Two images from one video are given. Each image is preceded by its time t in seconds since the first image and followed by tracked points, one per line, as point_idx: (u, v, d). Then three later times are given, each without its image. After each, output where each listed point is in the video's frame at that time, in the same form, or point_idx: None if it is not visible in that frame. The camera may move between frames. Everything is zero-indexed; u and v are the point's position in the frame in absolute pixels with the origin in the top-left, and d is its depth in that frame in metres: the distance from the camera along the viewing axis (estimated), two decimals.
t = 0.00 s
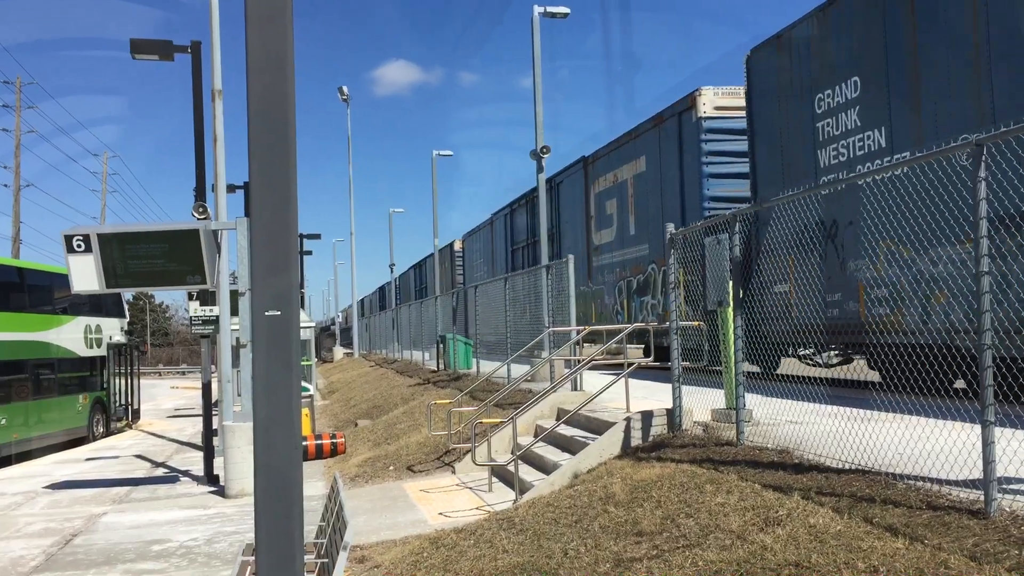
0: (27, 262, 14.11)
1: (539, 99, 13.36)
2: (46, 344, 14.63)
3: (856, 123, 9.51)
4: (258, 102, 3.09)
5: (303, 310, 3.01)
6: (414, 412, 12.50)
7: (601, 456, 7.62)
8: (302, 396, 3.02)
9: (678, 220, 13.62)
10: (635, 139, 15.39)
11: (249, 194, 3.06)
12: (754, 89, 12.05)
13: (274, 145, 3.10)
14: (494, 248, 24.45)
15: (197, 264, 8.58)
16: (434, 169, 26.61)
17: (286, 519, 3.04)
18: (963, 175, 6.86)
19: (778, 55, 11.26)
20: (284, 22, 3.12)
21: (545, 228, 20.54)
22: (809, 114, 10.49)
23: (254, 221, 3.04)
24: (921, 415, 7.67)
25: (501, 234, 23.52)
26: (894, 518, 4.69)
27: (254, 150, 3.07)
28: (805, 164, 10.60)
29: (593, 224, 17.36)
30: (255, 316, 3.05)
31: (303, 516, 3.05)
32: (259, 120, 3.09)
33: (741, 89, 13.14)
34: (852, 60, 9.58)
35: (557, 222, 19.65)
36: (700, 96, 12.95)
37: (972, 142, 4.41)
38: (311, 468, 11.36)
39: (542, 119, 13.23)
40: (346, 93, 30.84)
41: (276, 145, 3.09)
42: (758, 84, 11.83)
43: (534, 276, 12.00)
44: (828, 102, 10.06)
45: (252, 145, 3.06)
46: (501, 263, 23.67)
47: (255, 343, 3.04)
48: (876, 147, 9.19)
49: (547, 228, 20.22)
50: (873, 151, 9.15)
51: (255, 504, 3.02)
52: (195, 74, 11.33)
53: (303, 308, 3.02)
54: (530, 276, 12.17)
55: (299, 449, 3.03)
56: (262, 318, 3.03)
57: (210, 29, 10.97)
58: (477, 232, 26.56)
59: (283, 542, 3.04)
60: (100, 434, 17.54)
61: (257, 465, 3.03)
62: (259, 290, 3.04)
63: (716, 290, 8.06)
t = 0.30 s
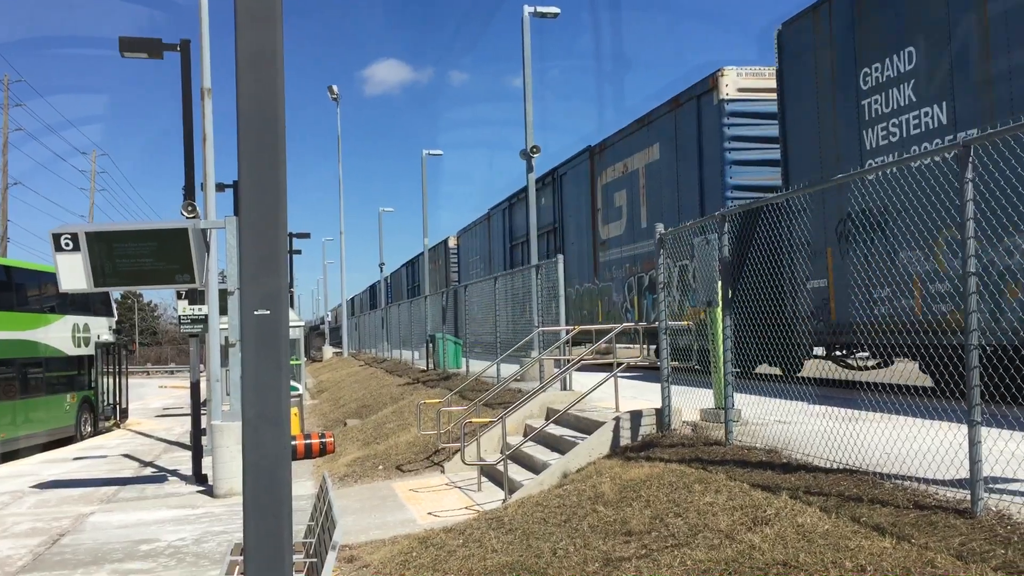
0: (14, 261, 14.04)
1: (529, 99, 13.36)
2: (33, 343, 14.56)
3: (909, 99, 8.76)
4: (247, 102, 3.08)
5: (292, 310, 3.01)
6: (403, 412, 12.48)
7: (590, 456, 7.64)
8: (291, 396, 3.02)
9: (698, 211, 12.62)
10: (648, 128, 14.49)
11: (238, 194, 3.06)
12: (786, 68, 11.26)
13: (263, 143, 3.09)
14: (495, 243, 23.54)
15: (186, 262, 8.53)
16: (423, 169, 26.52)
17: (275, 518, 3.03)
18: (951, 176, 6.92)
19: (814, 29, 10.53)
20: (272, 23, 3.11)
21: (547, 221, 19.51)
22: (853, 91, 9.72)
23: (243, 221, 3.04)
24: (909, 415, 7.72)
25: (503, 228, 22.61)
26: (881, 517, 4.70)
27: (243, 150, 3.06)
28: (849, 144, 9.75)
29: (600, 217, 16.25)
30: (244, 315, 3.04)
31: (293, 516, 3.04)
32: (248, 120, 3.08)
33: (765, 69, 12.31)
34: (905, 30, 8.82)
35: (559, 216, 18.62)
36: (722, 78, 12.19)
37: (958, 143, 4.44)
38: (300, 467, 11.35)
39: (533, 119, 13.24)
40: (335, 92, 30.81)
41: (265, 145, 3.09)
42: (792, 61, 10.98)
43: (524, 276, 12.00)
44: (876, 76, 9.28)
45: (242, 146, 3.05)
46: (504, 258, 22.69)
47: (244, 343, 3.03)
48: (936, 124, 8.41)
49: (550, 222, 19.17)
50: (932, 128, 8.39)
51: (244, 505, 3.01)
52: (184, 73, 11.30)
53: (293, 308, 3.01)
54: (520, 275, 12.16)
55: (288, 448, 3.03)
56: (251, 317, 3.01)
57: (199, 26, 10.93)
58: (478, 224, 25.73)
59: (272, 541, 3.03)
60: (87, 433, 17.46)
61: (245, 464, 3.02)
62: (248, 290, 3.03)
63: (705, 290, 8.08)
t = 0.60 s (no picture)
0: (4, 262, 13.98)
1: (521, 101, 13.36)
2: (22, 344, 14.50)
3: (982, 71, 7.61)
4: (238, 103, 3.07)
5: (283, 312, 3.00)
6: (394, 414, 12.47)
7: (581, 458, 7.64)
8: (281, 398, 3.01)
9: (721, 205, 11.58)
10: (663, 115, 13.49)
11: (228, 196, 3.05)
12: (826, 45, 10.22)
13: (254, 144, 3.09)
14: (498, 240, 22.59)
15: (176, 264, 8.62)
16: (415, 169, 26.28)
17: (265, 520, 3.02)
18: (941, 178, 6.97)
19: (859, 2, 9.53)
20: (264, 25, 3.11)
21: (552, 218, 18.54)
22: (913, 66, 8.62)
23: (233, 223, 3.03)
24: (898, 418, 7.74)
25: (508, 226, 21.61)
26: (871, 520, 4.72)
27: (235, 151, 3.05)
28: (907, 125, 8.72)
29: (611, 213, 15.16)
30: (234, 317, 3.03)
31: (282, 522, 3.03)
32: (240, 122, 3.07)
33: (798, 50, 11.30)
34: None
35: (565, 212, 17.59)
36: (751, 58, 11.08)
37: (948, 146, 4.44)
38: (290, 470, 11.32)
39: (525, 121, 13.25)
40: (328, 93, 30.76)
41: (256, 145, 3.08)
42: (835, 35, 9.95)
43: (516, 278, 11.98)
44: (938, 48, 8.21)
45: (232, 147, 3.05)
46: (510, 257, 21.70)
47: (234, 346, 3.02)
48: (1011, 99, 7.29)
49: (556, 218, 18.15)
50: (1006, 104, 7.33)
51: (233, 511, 3.00)
52: (175, 74, 11.27)
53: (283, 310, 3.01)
54: (512, 278, 12.13)
55: (278, 451, 3.02)
56: (241, 319, 3.01)
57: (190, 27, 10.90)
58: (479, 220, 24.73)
59: (262, 543, 3.02)
60: (77, 435, 17.37)
61: (235, 467, 3.01)
62: (238, 292, 3.02)
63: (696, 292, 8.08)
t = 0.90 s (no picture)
0: None
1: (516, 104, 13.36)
2: (17, 347, 14.48)
3: None
4: (232, 105, 3.06)
5: (278, 316, 2.99)
6: (389, 418, 12.44)
7: (577, 461, 7.65)
8: (276, 401, 3.00)
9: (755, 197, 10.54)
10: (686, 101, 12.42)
11: (223, 199, 3.04)
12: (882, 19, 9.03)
13: (248, 147, 3.08)
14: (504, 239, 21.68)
15: (170, 266, 8.51)
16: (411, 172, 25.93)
17: (260, 525, 3.01)
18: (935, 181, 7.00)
19: None
20: (260, 28, 3.11)
21: (563, 215, 17.53)
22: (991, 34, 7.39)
23: (228, 225, 3.02)
24: (894, 421, 7.75)
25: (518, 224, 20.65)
26: (866, 524, 4.71)
27: (230, 154, 3.05)
28: (983, 101, 7.51)
29: (631, 208, 14.09)
30: (229, 321, 3.01)
31: (276, 527, 3.02)
32: (234, 124, 3.07)
33: (842, 27, 10.26)
34: None
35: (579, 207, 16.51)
36: (791, 34, 10.02)
37: (944, 150, 4.44)
38: (285, 473, 11.29)
39: (520, 124, 13.25)
40: (323, 97, 30.79)
41: (251, 146, 3.08)
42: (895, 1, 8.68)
43: (511, 281, 11.97)
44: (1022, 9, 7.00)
45: (227, 148, 3.04)
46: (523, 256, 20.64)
47: (228, 350, 3.00)
48: None
49: (568, 214, 17.09)
50: None
51: (227, 516, 2.99)
52: (170, 77, 11.25)
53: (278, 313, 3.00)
54: (508, 281, 12.11)
55: (273, 454, 3.01)
56: (236, 322, 3.00)
57: (185, 30, 10.89)
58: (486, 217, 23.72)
59: (257, 549, 3.00)
60: (71, 439, 17.34)
61: (229, 471, 2.99)
62: (233, 295, 3.00)
63: (692, 295, 8.09)
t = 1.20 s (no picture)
0: None
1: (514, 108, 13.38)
2: (14, 351, 14.46)
3: None
4: (231, 111, 3.06)
5: (276, 319, 2.99)
6: (387, 422, 12.43)
7: (574, 466, 7.64)
8: (274, 405, 3.00)
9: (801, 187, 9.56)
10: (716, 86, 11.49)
11: (221, 203, 3.04)
12: None
13: (246, 149, 3.07)
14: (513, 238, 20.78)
15: (169, 273, 8.44)
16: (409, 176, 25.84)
17: (258, 529, 2.99)
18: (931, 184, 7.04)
19: None
20: (258, 32, 3.10)
21: (575, 212, 16.56)
22: None
23: (227, 229, 3.02)
24: (891, 426, 7.75)
25: (528, 222, 19.69)
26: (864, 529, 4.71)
27: (227, 157, 3.05)
28: None
29: (653, 202, 13.13)
30: (227, 325, 3.01)
31: (274, 531, 3.01)
32: (232, 127, 3.06)
33: None
34: None
35: (594, 203, 15.46)
36: (842, 7, 9.06)
37: (941, 155, 4.45)
38: (282, 477, 11.27)
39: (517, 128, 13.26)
40: (320, 101, 30.83)
41: (250, 150, 3.07)
42: None
43: (510, 286, 11.96)
44: None
45: (226, 152, 3.04)
46: (533, 257, 19.58)
47: (227, 354, 2.99)
48: None
49: (581, 211, 16.07)
50: None
51: (226, 521, 2.98)
52: (167, 81, 11.26)
53: (276, 317, 3.00)
54: (506, 285, 12.09)
55: (270, 458, 3.00)
56: (234, 327, 2.99)
57: (184, 35, 10.90)
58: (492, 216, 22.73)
59: (254, 552, 2.99)
60: (68, 443, 17.30)
61: (226, 475, 2.98)
62: (231, 299, 3.00)
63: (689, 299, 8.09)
